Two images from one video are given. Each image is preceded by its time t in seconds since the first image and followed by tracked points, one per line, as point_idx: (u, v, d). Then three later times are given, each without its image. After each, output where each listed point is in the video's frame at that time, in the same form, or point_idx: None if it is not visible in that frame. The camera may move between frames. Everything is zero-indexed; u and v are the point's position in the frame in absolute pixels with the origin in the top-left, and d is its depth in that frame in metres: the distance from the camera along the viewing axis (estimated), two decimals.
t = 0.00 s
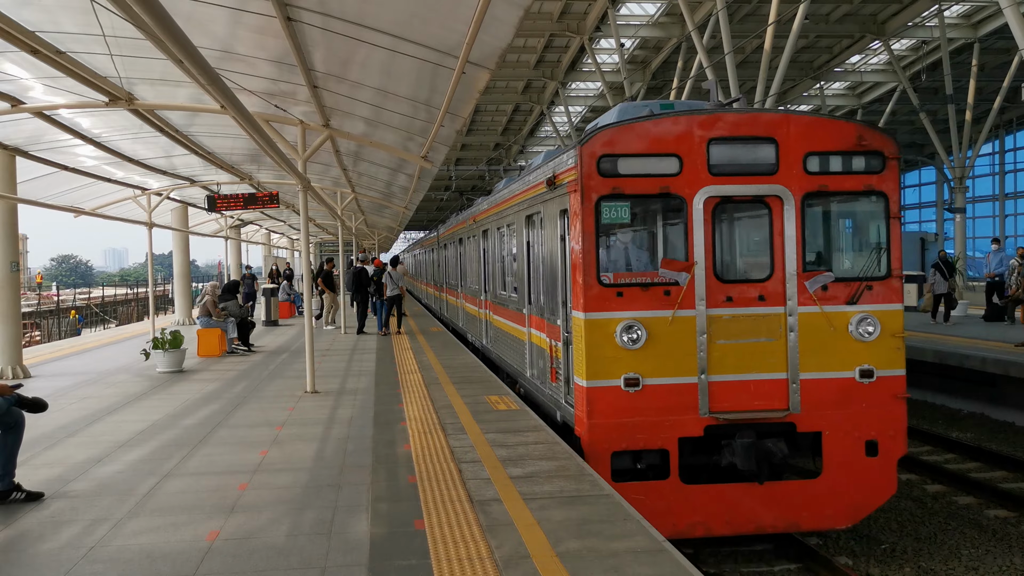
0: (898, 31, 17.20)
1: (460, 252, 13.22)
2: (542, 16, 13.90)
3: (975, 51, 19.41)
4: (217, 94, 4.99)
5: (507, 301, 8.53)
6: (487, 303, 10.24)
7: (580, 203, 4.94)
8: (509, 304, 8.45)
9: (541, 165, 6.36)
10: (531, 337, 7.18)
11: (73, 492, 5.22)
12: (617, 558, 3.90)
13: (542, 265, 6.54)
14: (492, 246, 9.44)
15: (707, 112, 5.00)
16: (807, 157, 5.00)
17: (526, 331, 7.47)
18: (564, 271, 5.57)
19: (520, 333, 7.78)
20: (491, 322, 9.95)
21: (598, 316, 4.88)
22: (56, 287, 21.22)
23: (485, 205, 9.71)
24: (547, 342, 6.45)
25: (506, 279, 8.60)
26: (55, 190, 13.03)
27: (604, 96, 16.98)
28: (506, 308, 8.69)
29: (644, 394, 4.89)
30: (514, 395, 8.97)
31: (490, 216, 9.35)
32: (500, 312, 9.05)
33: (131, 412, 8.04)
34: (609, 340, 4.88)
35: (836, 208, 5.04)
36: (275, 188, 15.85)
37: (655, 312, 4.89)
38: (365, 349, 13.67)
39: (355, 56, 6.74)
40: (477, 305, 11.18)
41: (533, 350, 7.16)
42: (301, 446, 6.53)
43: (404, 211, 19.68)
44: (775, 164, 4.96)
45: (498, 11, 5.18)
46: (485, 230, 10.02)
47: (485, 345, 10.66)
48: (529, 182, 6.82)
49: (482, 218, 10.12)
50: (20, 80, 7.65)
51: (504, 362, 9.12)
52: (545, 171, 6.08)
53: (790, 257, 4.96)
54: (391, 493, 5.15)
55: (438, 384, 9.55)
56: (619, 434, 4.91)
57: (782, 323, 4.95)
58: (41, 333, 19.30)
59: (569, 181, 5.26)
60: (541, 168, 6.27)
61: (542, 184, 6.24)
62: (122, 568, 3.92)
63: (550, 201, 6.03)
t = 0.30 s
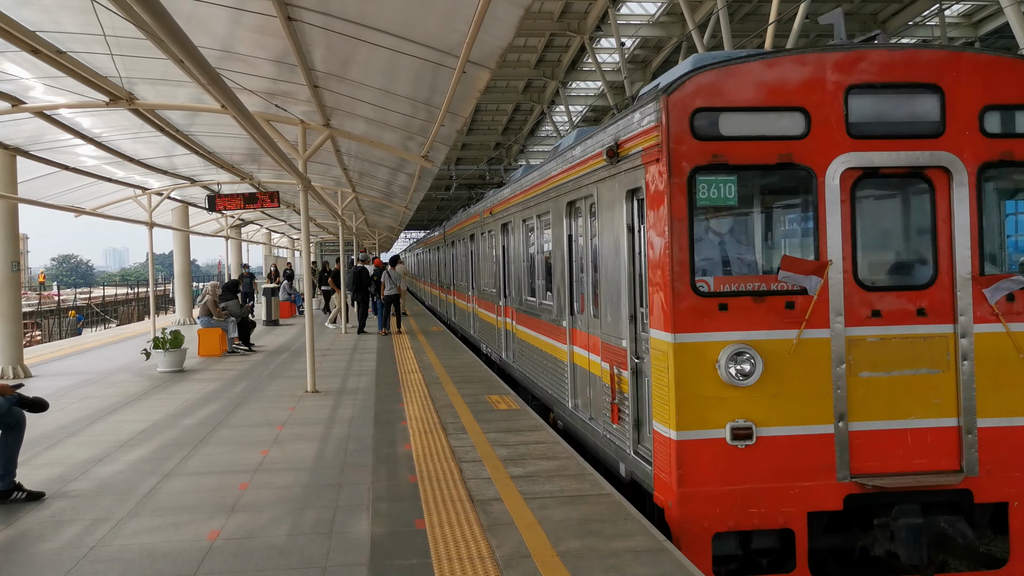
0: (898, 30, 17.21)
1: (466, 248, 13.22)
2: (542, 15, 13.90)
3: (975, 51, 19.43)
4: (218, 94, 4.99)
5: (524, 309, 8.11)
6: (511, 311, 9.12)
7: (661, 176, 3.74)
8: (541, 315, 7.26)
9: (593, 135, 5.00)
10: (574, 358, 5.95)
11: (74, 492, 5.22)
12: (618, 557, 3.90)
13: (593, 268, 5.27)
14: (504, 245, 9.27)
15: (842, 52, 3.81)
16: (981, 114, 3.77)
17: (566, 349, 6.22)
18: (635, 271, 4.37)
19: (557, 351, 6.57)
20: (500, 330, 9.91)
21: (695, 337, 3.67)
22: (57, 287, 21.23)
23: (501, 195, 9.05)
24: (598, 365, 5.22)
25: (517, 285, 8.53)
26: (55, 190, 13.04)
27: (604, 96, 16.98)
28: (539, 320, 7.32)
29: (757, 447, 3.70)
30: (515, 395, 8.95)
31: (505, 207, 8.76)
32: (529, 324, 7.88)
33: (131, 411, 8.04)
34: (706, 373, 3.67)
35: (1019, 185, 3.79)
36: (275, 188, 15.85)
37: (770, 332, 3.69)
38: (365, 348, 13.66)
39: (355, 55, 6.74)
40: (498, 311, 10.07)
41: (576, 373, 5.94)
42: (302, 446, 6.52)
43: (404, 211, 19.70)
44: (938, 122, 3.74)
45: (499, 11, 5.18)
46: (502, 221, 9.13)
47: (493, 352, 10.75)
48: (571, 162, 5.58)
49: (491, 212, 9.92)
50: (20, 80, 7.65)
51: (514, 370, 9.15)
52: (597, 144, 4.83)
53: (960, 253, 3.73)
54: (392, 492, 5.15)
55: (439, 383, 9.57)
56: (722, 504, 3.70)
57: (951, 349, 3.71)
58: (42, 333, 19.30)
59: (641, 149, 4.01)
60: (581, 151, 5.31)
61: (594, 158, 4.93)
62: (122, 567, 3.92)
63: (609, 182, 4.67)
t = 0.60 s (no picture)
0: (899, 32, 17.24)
1: (473, 247, 13.27)
2: (543, 16, 13.90)
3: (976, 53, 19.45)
4: (220, 93, 4.98)
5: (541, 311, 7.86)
6: (542, 325, 7.79)
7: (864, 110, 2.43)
8: (590, 335, 5.85)
9: (651, 100, 4.29)
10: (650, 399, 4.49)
11: (75, 492, 5.22)
12: (619, 557, 3.90)
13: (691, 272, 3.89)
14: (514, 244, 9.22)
15: None
16: None
17: (634, 384, 4.76)
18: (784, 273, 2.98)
19: (614, 382, 5.19)
20: (508, 330, 9.89)
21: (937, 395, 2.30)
22: (58, 287, 21.26)
23: (517, 188, 8.74)
24: (698, 413, 3.80)
25: (527, 286, 8.53)
26: (57, 189, 13.05)
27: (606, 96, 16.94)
28: (575, 333, 6.33)
29: None
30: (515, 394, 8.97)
31: (519, 203, 8.65)
32: (568, 341, 6.59)
33: (133, 411, 8.04)
34: (951, 454, 2.30)
35: None
36: (276, 188, 15.86)
37: None
38: (366, 348, 13.67)
39: (357, 55, 6.74)
40: (525, 323, 8.68)
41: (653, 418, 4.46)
42: (302, 446, 6.53)
43: (405, 211, 19.72)
44: None
45: (501, 11, 5.17)
46: (525, 218, 8.37)
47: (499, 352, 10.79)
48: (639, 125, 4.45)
49: (501, 210, 9.87)
50: (21, 80, 7.65)
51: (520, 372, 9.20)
52: (707, 87, 3.53)
53: None
54: (393, 492, 5.15)
55: (440, 383, 9.58)
56: None
57: None
58: (43, 333, 19.31)
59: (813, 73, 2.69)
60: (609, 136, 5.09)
61: (663, 126, 4.08)
62: (123, 567, 3.92)
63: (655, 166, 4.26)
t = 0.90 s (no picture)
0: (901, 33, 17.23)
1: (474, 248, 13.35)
2: (545, 16, 13.85)
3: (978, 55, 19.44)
4: (223, 94, 4.98)
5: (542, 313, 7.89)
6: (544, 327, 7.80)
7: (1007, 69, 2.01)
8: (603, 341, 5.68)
9: (671, 90, 4.23)
10: (671, 412, 4.33)
11: (76, 492, 5.23)
12: (621, 558, 3.90)
13: (720, 272, 3.74)
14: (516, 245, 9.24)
15: None
16: None
17: (655, 395, 4.58)
18: None
19: (656, 406, 4.56)
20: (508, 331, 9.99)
21: None
22: (60, 287, 21.31)
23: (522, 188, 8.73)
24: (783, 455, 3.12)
25: (529, 286, 8.56)
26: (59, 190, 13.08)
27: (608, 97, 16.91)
28: (626, 351, 5.13)
29: None
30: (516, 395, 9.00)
31: (521, 203, 8.69)
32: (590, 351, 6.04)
33: (134, 411, 8.06)
34: None
35: None
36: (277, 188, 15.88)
37: None
38: (367, 349, 13.68)
39: (359, 56, 6.73)
40: (537, 330, 8.08)
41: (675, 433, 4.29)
42: (304, 446, 6.53)
43: (406, 212, 19.76)
44: None
45: (503, 11, 5.16)
46: (529, 219, 8.33)
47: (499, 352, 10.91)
48: (655, 118, 4.41)
49: (505, 209, 9.90)
50: (24, 80, 7.66)
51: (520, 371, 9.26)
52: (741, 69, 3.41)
53: None
54: (394, 493, 5.16)
55: (441, 384, 9.60)
56: None
57: None
58: (44, 333, 19.35)
59: (862, 51, 2.56)
60: (616, 135, 5.15)
61: (679, 117, 4.07)
62: (125, 566, 3.93)
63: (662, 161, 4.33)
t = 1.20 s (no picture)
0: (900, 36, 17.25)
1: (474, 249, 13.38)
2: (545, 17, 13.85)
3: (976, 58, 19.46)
4: (222, 95, 4.98)
5: (541, 314, 7.92)
6: (542, 327, 7.86)
7: (1002, 68, 1.99)
8: (601, 342, 5.70)
9: (671, 91, 4.26)
10: (670, 413, 4.34)
11: (75, 492, 5.23)
12: (620, 560, 3.90)
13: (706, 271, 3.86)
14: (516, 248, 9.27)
15: None
16: None
17: (654, 396, 4.59)
18: None
19: (656, 407, 4.55)
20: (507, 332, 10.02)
21: None
22: (59, 287, 21.31)
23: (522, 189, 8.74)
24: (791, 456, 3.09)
25: (528, 288, 8.59)
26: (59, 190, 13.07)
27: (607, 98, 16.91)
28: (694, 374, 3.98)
29: None
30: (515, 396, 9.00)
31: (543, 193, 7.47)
32: (588, 352, 6.04)
33: (133, 412, 8.05)
34: None
35: None
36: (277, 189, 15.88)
37: None
38: (367, 350, 13.66)
39: (359, 57, 6.73)
40: (536, 330, 8.08)
41: (672, 434, 4.31)
42: (303, 447, 6.53)
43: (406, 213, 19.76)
44: None
45: (503, 13, 5.17)
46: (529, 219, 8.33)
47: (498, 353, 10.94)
48: (656, 119, 4.43)
49: (504, 211, 9.93)
50: (23, 80, 7.66)
51: (519, 373, 9.30)
52: (742, 70, 3.41)
53: None
54: (394, 494, 5.16)
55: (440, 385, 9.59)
56: None
57: None
58: (43, 333, 19.32)
59: (863, 51, 2.56)
60: (615, 136, 5.21)
61: (678, 119, 4.10)
62: (124, 567, 3.93)
63: (664, 162, 4.35)
